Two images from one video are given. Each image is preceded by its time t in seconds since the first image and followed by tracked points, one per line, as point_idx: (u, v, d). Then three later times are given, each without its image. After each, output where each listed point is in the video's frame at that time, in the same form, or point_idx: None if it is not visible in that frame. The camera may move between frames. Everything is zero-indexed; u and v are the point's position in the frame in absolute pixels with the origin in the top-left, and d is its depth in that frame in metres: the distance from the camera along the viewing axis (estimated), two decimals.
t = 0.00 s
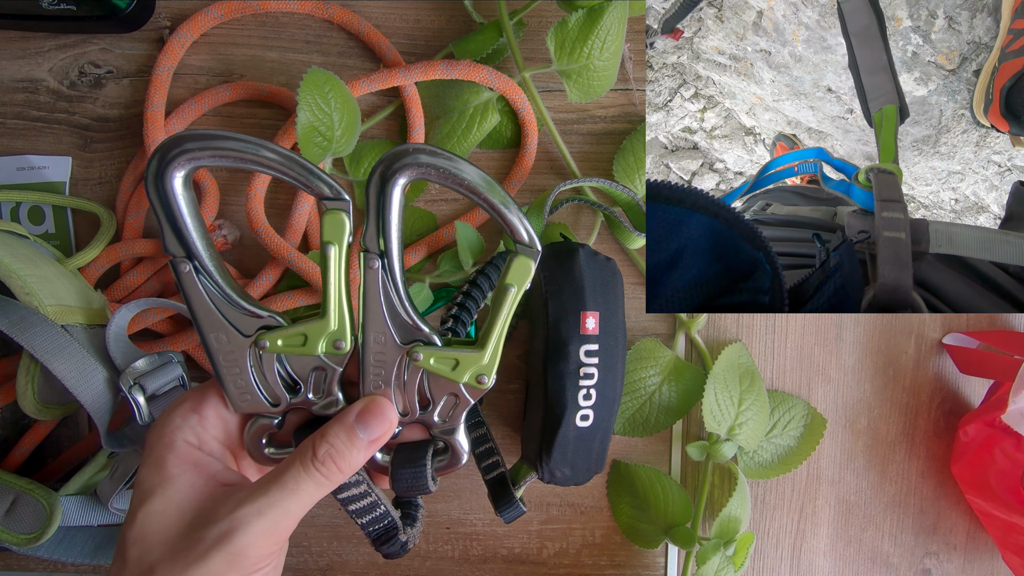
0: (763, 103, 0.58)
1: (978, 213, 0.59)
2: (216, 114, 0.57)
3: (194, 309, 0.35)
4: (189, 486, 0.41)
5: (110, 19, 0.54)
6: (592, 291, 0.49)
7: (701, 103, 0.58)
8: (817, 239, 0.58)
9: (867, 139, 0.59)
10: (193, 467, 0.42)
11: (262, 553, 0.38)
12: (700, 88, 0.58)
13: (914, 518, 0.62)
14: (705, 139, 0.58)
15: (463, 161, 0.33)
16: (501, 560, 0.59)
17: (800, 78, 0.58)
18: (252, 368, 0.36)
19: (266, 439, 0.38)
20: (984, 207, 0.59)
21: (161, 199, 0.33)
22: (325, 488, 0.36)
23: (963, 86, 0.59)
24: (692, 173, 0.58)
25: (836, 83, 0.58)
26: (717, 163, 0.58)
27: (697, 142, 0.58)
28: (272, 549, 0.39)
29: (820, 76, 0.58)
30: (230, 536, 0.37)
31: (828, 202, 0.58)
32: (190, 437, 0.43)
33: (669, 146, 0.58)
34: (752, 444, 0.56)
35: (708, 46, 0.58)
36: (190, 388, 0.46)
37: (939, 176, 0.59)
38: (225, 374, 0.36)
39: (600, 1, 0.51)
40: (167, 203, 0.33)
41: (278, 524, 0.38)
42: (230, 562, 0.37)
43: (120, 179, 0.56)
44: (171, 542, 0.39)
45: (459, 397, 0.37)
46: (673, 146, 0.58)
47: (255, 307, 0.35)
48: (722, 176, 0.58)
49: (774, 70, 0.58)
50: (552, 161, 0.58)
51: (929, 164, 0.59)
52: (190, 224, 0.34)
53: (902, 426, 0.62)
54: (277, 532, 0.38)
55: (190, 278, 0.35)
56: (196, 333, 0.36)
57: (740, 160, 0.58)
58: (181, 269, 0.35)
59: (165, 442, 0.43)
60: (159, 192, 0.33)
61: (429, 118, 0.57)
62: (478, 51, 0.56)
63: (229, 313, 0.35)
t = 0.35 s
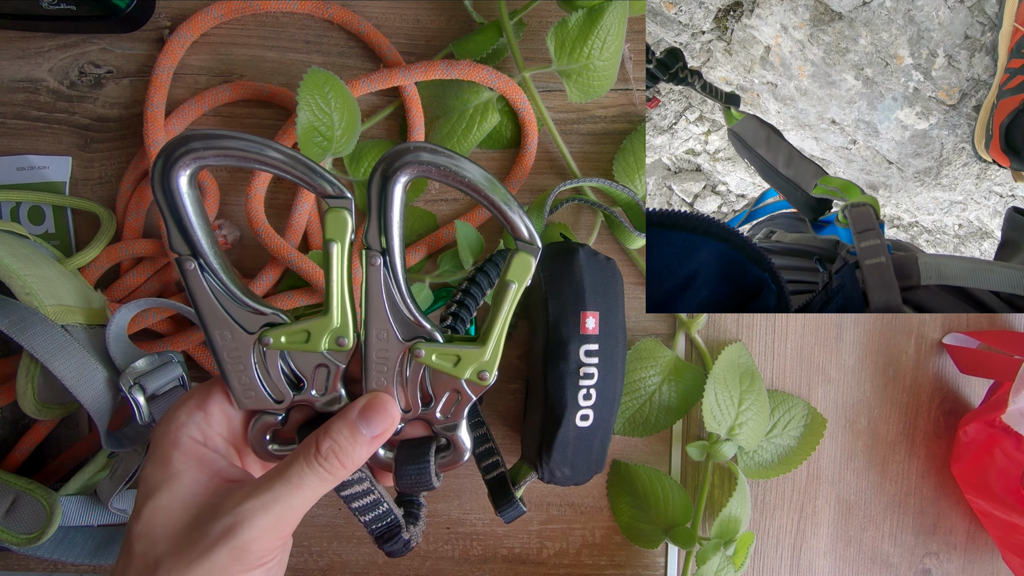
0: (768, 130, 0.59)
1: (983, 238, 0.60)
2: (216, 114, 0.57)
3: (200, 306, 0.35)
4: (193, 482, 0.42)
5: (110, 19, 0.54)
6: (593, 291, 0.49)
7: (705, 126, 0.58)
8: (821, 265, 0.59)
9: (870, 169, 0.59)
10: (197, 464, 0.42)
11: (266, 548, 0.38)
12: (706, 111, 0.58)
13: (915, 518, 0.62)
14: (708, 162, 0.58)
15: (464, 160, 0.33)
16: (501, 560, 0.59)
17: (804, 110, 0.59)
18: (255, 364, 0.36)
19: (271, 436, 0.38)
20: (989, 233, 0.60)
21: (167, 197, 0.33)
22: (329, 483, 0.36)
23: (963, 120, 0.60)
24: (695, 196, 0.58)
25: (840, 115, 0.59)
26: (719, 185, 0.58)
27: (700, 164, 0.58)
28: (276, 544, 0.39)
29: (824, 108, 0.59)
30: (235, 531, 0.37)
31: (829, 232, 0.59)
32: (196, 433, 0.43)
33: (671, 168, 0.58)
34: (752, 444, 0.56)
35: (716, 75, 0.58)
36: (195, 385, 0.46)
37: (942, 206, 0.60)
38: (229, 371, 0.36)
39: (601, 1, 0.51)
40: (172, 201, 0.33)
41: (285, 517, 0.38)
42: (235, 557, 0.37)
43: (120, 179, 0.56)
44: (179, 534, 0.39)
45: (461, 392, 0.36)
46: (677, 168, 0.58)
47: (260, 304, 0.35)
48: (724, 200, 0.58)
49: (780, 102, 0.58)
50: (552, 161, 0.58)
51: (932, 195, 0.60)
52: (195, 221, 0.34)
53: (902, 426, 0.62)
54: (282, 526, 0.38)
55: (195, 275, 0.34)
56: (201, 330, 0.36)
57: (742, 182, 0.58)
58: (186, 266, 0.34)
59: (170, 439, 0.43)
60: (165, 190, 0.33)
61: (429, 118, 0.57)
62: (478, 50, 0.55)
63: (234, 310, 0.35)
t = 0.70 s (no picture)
0: (766, 145, 0.59)
1: (984, 252, 0.60)
2: (216, 113, 0.56)
3: (185, 303, 0.35)
4: (181, 481, 0.42)
5: (110, 19, 0.54)
6: (592, 292, 0.49)
7: (705, 138, 0.58)
8: (819, 279, 0.60)
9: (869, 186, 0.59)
10: (186, 463, 0.42)
11: (253, 548, 0.39)
12: (706, 123, 0.58)
13: (915, 518, 0.62)
14: (707, 173, 0.58)
15: (459, 152, 0.33)
16: (501, 560, 0.59)
17: (803, 127, 0.59)
18: (243, 362, 0.36)
19: (261, 433, 0.38)
20: (990, 247, 0.60)
21: (149, 192, 0.33)
22: (317, 482, 0.36)
23: (961, 139, 0.60)
24: (693, 208, 0.58)
25: (838, 131, 0.59)
26: (718, 198, 0.58)
27: (699, 175, 0.58)
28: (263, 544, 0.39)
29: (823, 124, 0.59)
30: (222, 529, 0.37)
31: (833, 243, 0.59)
32: (184, 432, 0.43)
33: (670, 179, 0.58)
34: (752, 444, 0.56)
35: (715, 90, 0.58)
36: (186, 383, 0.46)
37: (941, 223, 0.60)
38: (217, 368, 0.36)
39: (600, 1, 0.51)
40: (154, 196, 0.33)
41: (269, 518, 0.38)
42: (222, 557, 0.37)
43: (120, 179, 0.56)
44: (165, 533, 0.39)
45: (453, 388, 0.36)
46: (676, 180, 0.58)
47: (245, 300, 0.35)
48: (723, 212, 0.58)
49: (777, 118, 0.58)
50: (552, 161, 0.58)
51: (931, 213, 0.60)
52: (177, 217, 0.34)
53: (902, 426, 0.62)
54: (269, 525, 0.38)
55: (179, 271, 0.35)
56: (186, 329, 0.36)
57: (742, 195, 0.59)
58: (170, 263, 0.34)
59: (159, 437, 0.43)
60: (147, 186, 0.33)
61: (430, 118, 0.57)
62: (479, 50, 0.56)
63: (219, 307, 0.35)
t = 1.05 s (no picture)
0: (764, 147, 0.59)
1: (987, 253, 0.61)
2: (215, 113, 0.57)
3: (186, 296, 0.35)
4: (181, 474, 0.42)
5: (110, 19, 0.54)
6: (593, 292, 0.49)
7: (707, 139, 0.58)
8: (817, 280, 0.60)
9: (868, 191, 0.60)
10: (185, 455, 0.42)
11: (250, 540, 0.38)
12: (706, 125, 0.58)
13: (915, 519, 0.62)
14: (709, 175, 0.58)
15: (463, 148, 0.34)
16: (501, 560, 0.59)
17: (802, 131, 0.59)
18: (243, 355, 0.36)
19: (260, 426, 0.38)
20: (993, 248, 0.61)
21: (152, 184, 0.33)
22: (315, 476, 0.36)
23: (963, 143, 0.60)
24: (695, 209, 0.58)
25: (837, 135, 0.59)
26: (720, 199, 0.59)
27: (701, 176, 0.58)
28: (262, 536, 0.39)
29: (822, 129, 0.59)
30: (217, 523, 0.37)
31: (829, 247, 0.60)
32: (184, 424, 0.43)
33: (672, 180, 0.58)
34: (753, 443, 0.56)
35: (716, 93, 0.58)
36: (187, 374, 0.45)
37: (942, 227, 0.60)
38: (218, 361, 0.36)
39: (600, 1, 0.51)
40: (157, 189, 0.34)
41: (269, 509, 0.37)
42: (219, 548, 0.37)
43: (120, 179, 0.56)
44: (164, 523, 0.39)
45: (453, 383, 0.36)
46: (677, 181, 0.58)
47: (246, 293, 0.35)
48: (726, 213, 0.59)
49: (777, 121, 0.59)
50: (552, 162, 0.58)
51: (932, 218, 0.60)
52: (180, 211, 0.34)
53: (902, 426, 0.62)
54: (265, 519, 0.38)
55: (181, 264, 0.35)
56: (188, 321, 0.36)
57: (744, 197, 0.59)
58: (171, 255, 0.35)
59: (158, 429, 0.43)
60: (150, 179, 0.33)
61: (430, 118, 0.57)
62: (478, 50, 0.56)
63: (220, 299, 0.35)
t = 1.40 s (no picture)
0: (772, 156, 0.60)
1: (994, 258, 0.61)
2: (216, 114, 0.56)
3: (179, 292, 0.35)
4: (172, 468, 0.42)
5: (109, 19, 0.54)
6: (592, 291, 0.49)
7: (712, 147, 0.59)
8: (820, 280, 0.61)
9: (874, 200, 0.61)
10: (176, 450, 0.42)
11: (236, 534, 0.38)
12: (713, 133, 0.59)
13: (915, 519, 0.62)
14: (715, 182, 0.59)
15: (461, 146, 0.34)
16: (501, 560, 0.59)
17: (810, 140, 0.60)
18: (235, 350, 0.36)
19: (253, 421, 0.38)
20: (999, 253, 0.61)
21: (144, 182, 0.33)
22: (303, 469, 0.36)
23: (969, 152, 0.61)
24: (701, 217, 0.59)
25: (844, 145, 0.60)
26: (726, 207, 0.59)
27: (706, 184, 0.59)
28: (248, 530, 0.39)
29: (829, 138, 0.60)
30: (201, 515, 0.37)
31: (828, 248, 0.60)
32: (177, 419, 0.43)
33: (679, 189, 0.59)
34: (752, 444, 0.56)
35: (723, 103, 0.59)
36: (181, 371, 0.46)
37: (949, 234, 0.61)
38: (209, 357, 0.36)
39: (600, 1, 0.51)
40: (148, 186, 0.33)
41: (255, 503, 0.37)
42: (202, 542, 0.37)
43: (120, 179, 0.56)
44: (152, 517, 0.39)
45: (442, 375, 0.36)
46: (683, 188, 0.59)
47: (236, 288, 0.36)
48: (732, 220, 0.59)
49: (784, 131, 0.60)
50: (552, 162, 0.58)
51: (940, 225, 0.61)
52: (171, 207, 0.34)
53: (902, 426, 0.62)
54: (251, 512, 0.38)
55: (173, 260, 0.35)
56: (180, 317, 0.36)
57: (750, 203, 0.60)
58: (163, 252, 0.35)
59: (152, 424, 0.43)
60: (141, 176, 0.33)
61: (430, 118, 0.57)
62: (478, 51, 0.56)
63: (212, 295, 0.35)
